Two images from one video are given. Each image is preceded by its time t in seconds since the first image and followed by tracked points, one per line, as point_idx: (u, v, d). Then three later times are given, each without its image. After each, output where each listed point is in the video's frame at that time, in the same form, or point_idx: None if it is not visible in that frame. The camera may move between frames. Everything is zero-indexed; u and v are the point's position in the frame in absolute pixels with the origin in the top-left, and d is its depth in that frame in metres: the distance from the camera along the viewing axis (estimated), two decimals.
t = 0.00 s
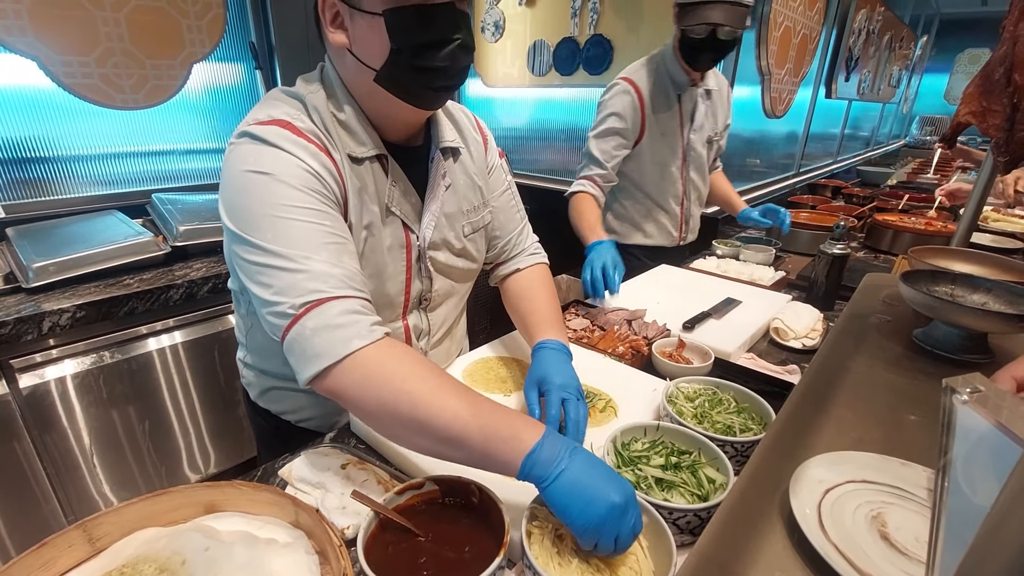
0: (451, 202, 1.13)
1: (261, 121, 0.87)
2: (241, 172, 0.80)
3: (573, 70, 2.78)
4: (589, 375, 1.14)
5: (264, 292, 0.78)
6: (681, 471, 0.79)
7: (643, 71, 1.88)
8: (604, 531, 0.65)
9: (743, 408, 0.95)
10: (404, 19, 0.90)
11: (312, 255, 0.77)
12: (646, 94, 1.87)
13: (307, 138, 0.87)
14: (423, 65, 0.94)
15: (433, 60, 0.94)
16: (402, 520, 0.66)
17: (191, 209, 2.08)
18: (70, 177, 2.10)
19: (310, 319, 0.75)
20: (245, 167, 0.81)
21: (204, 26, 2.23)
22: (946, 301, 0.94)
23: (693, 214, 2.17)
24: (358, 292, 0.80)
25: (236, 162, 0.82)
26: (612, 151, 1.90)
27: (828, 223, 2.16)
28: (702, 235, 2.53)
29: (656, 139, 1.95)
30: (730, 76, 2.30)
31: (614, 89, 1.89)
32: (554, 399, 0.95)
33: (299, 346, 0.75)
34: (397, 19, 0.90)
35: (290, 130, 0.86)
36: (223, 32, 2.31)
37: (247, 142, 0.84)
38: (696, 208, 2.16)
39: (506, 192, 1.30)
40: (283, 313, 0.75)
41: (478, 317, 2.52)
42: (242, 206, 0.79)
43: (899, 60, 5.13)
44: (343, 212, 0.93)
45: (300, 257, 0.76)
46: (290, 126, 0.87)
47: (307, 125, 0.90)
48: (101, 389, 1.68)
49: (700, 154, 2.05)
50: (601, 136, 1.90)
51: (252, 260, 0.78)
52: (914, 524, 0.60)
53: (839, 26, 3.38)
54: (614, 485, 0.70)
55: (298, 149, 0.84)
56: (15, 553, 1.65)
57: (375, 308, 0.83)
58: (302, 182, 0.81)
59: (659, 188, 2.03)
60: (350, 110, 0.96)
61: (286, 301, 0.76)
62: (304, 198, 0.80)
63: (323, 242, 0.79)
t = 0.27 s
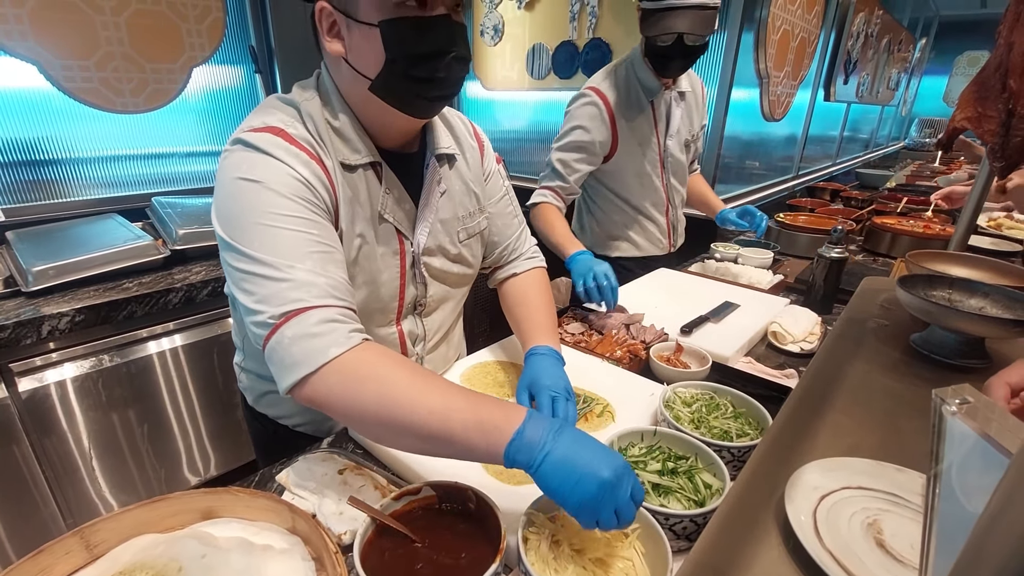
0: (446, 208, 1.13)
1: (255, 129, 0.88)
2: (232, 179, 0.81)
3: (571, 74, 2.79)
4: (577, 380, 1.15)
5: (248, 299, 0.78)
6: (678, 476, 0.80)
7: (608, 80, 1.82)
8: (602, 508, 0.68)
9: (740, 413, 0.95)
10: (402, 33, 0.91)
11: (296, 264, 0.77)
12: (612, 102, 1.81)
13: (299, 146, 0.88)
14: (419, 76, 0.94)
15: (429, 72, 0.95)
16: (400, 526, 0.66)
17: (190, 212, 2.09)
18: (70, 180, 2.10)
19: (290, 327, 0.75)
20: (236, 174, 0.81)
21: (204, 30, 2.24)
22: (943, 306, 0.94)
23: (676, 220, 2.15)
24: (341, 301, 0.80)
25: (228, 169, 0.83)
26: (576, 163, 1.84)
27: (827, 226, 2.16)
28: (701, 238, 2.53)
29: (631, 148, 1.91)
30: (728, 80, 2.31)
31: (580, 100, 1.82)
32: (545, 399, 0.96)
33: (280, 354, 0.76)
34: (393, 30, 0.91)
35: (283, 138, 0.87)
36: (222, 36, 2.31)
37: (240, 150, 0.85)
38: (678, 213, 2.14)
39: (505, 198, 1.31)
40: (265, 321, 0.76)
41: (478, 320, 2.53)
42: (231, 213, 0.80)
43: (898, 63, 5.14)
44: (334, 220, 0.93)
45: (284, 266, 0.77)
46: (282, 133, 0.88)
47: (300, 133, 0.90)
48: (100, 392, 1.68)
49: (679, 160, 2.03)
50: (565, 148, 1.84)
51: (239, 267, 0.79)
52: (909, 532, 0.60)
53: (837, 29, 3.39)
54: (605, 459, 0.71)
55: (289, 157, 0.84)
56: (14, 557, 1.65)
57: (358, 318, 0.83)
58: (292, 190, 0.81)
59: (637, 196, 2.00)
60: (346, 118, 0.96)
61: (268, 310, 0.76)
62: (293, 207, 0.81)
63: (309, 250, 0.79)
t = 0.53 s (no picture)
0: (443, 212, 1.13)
1: (248, 130, 0.87)
2: (219, 182, 0.81)
3: (570, 75, 2.79)
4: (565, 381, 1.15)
5: (222, 305, 0.78)
6: (677, 480, 0.79)
7: (591, 83, 1.80)
8: (571, 468, 0.75)
9: (741, 416, 0.94)
10: (407, 77, 0.88)
11: (268, 274, 0.76)
12: (598, 105, 1.79)
13: (289, 149, 0.86)
14: (416, 116, 0.95)
15: (424, 115, 0.94)
16: (398, 530, 0.66)
17: (189, 214, 2.08)
18: (70, 181, 2.10)
19: (251, 335, 0.75)
20: (223, 177, 0.81)
21: (203, 32, 2.24)
22: (944, 308, 0.93)
23: (670, 223, 2.16)
24: (309, 314, 0.78)
25: (219, 170, 0.83)
26: (575, 171, 1.77)
27: (827, 228, 2.16)
28: (701, 239, 2.53)
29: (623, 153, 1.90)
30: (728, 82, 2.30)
31: (564, 107, 1.80)
32: (581, 359, 1.03)
33: (243, 359, 0.76)
34: (398, 68, 0.87)
35: (273, 141, 0.86)
36: (222, 37, 2.31)
37: (231, 151, 0.85)
38: (672, 215, 2.15)
39: (498, 203, 1.31)
40: (230, 326, 0.76)
41: (477, 321, 2.52)
42: (215, 217, 0.80)
43: (898, 64, 5.15)
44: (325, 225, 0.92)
45: (255, 275, 0.76)
46: (275, 136, 0.87)
47: (294, 135, 0.89)
48: (98, 394, 1.67)
49: (671, 161, 2.04)
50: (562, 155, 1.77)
51: (215, 269, 0.80)
52: (912, 536, 0.60)
53: (837, 30, 3.39)
54: (556, 432, 0.78)
55: (275, 160, 0.83)
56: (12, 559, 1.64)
57: (326, 328, 0.81)
58: (274, 195, 0.80)
59: (633, 202, 1.99)
60: (344, 119, 0.95)
61: (235, 315, 0.76)
62: (274, 213, 0.79)
63: (283, 260, 0.78)
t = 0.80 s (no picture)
0: (443, 214, 1.12)
1: (250, 130, 0.87)
2: (222, 184, 0.82)
3: (571, 74, 2.79)
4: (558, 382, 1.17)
5: (223, 307, 0.81)
6: (678, 480, 0.79)
7: (594, 85, 1.79)
8: (539, 440, 0.85)
9: (742, 416, 0.94)
10: (418, 94, 0.89)
11: (270, 280, 0.79)
12: (602, 107, 1.78)
13: (291, 152, 0.86)
14: (424, 130, 0.95)
15: (432, 130, 0.95)
16: (399, 531, 0.66)
17: (190, 214, 2.08)
18: (71, 181, 2.10)
19: (258, 340, 0.79)
20: (226, 180, 0.82)
21: (204, 32, 2.23)
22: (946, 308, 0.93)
23: (670, 224, 2.16)
24: (309, 319, 0.83)
25: (220, 171, 0.84)
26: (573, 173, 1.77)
27: (828, 228, 2.15)
28: (702, 239, 2.52)
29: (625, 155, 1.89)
30: (729, 82, 2.30)
31: (564, 106, 1.79)
32: (578, 375, 1.03)
33: (248, 361, 0.80)
34: (411, 83, 0.88)
35: (276, 143, 0.86)
36: (222, 37, 2.31)
37: (233, 152, 0.85)
38: (671, 216, 2.15)
39: (497, 205, 1.32)
40: (234, 330, 0.79)
41: (477, 321, 2.52)
42: (217, 219, 0.81)
43: (899, 64, 5.15)
44: (325, 228, 0.92)
45: (257, 281, 0.79)
46: (276, 137, 0.87)
47: (296, 137, 0.89)
48: (99, 394, 1.67)
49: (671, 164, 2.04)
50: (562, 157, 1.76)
51: (216, 272, 0.81)
52: (914, 536, 0.60)
53: (838, 30, 3.39)
54: (529, 408, 0.88)
55: (277, 165, 0.83)
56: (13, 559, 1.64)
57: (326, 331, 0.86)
58: (277, 201, 0.81)
59: (634, 204, 1.99)
60: (348, 120, 0.95)
61: (239, 320, 0.79)
62: (276, 219, 0.81)
63: (286, 267, 0.80)
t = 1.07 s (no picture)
0: (443, 202, 1.11)
1: (250, 115, 0.87)
2: (221, 168, 0.82)
3: (572, 63, 2.76)
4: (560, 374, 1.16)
5: (218, 292, 0.81)
6: (678, 472, 0.79)
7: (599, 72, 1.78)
8: (524, 441, 0.84)
9: (742, 407, 0.94)
10: (418, 77, 0.88)
11: (266, 266, 0.79)
12: (605, 93, 1.76)
13: (290, 137, 0.86)
14: (423, 114, 0.94)
15: (432, 114, 0.94)
16: (399, 523, 0.66)
17: (188, 204, 2.07)
18: (66, 171, 2.08)
19: (252, 327, 0.79)
20: (225, 163, 0.82)
21: (200, 19, 2.20)
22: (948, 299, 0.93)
23: (671, 214, 2.14)
24: (302, 307, 0.82)
25: (219, 154, 0.83)
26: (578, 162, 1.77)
27: (830, 218, 2.14)
28: (702, 230, 2.51)
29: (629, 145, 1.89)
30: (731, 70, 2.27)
31: (568, 91, 1.77)
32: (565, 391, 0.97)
33: (241, 347, 0.80)
34: (410, 64, 0.87)
35: (276, 128, 0.85)
36: (219, 24, 2.28)
37: (233, 136, 0.85)
38: (673, 206, 2.14)
39: (499, 189, 1.31)
40: (228, 316, 0.79)
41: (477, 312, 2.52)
42: (215, 203, 0.81)
43: (902, 53, 5.10)
44: (324, 216, 0.92)
45: (253, 266, 0.78)
46: (276, 122, 0.86)
47: (295, 122, 0.88)
48: (98, 385, 1.67)
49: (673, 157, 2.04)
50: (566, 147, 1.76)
51: (212, 256, 0.81)
52: (914, 528, 0.60)
53: (841, 18, 3.35)
54: (521, 401, 0.88)
55: (277, 149, 0.83)
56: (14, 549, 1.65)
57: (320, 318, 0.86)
58: (276, 187, 0.81)
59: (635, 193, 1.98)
60: (348, 106, 0.94)
61: (233, 306, 0.79)
62: (274, 205, 0.80)
63: (283, 253, 0.80)
